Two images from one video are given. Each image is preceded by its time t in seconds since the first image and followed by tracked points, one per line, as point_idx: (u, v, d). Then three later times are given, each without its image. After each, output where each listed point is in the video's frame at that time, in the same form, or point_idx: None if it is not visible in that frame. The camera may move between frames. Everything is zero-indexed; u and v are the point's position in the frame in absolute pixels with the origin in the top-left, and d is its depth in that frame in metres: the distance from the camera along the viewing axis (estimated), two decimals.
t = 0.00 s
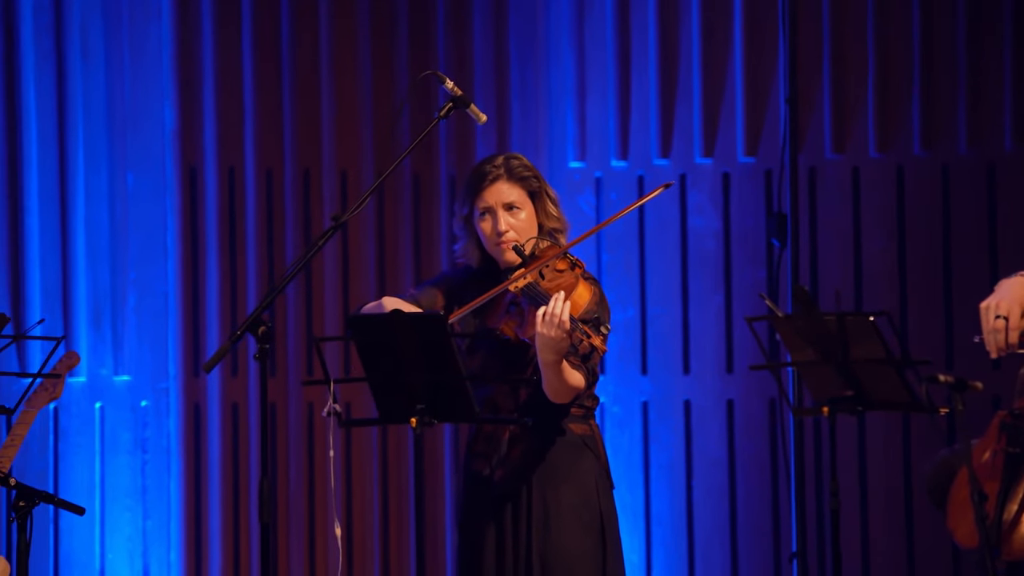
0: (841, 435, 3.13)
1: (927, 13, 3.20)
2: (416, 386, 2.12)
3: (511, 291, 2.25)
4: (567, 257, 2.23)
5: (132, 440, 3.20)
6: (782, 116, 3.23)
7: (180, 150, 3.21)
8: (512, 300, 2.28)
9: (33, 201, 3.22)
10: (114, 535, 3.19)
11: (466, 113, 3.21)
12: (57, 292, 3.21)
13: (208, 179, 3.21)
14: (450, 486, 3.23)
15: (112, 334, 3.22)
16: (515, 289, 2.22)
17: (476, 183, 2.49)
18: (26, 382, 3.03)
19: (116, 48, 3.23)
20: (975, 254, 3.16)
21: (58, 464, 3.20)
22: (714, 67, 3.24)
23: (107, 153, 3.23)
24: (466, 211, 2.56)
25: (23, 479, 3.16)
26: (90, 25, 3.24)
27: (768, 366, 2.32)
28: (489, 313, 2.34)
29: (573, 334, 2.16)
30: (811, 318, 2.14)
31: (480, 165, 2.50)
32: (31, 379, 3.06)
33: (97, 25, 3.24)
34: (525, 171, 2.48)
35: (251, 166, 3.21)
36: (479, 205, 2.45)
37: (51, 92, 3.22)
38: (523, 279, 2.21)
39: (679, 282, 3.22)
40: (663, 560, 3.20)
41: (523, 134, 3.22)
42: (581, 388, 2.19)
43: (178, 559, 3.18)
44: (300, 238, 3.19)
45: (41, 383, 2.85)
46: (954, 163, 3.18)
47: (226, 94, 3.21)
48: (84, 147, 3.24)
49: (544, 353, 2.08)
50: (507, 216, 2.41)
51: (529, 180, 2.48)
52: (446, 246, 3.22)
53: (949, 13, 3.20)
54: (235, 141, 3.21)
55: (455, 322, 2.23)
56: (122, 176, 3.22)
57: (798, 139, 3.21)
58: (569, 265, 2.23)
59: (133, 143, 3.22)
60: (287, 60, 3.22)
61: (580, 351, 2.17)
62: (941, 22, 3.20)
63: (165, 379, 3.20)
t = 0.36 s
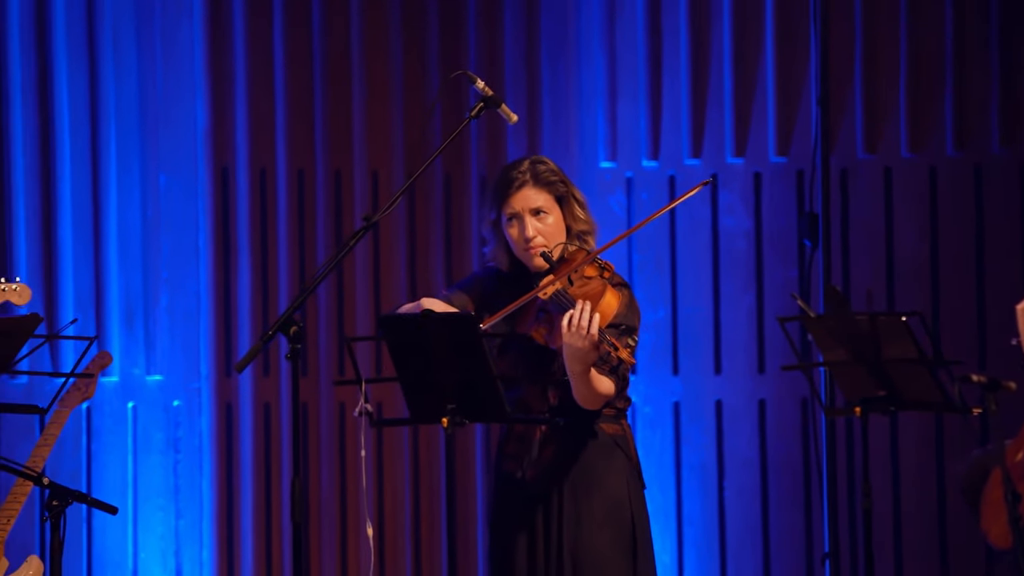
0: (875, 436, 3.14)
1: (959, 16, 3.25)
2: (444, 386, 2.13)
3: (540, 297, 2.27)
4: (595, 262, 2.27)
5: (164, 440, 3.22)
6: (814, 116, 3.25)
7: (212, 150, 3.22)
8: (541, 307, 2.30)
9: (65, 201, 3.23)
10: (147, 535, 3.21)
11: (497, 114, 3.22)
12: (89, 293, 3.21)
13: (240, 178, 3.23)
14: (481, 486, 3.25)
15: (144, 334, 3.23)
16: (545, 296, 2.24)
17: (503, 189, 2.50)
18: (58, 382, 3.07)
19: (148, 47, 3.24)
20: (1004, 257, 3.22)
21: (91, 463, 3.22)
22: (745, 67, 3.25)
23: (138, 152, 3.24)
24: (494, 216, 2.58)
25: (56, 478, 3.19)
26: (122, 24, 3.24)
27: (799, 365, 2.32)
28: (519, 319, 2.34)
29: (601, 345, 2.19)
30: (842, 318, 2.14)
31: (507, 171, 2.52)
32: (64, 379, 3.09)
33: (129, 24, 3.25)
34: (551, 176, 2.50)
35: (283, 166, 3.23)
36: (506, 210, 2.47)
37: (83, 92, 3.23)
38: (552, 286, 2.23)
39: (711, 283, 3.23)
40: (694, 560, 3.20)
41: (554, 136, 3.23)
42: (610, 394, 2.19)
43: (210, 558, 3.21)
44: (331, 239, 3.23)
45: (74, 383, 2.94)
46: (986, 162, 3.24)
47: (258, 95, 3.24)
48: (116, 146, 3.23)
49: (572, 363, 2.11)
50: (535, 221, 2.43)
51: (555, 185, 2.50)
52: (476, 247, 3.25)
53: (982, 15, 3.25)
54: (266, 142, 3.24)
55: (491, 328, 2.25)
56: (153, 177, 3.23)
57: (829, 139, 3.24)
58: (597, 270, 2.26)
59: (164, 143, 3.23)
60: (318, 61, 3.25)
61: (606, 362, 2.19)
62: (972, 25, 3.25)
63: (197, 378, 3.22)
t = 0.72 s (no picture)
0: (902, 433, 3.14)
1: (988, 16, 3.25)
2: (472, 386, 2.15)
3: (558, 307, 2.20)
4: (614, 270, 2.27)
5: (192, 440, 3.26)
6: (842, 118, 3.26)
7: (240, 150, 3.26)
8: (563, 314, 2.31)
9: (94, 201, 3.27)
10: (175, 535, 3.25)
11: (524, 114, 3.23)
12: (117, 292, 3.26)
13: (267, 179, 3.25)
14: (507, 484, 3.27)
15: (172, 333, 3.27)
16: (563, 306, 2.17)
17: (520, 201, 2.52)
18: (86, 382, 3.11)
19: (177, 50, 3.27)
20: None
21: (119, 462, 3.26)
22: (774, 67, 3.25)
23: (166, 154, 3.27)
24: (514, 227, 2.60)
25: (85, 477, 3.23)
26: (150, 26, 3.28)
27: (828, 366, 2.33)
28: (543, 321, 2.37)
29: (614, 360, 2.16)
30: (872, 318, 2.15)
31: (523, 183, 2.53)
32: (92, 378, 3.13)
33: (158, 26, 3.28)
34: (567, 185, 2.50)
35: (310, 167, 3.26)
36: (525, 222, 2.49)
37: (112, 93, 3.27)
38: (571, 297, 2.16)
39: (738, 283, 3.23)
40: (722, 559, 3.20)
41: (581, 139, 3.24)
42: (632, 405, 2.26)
43: (238, 558, 3.25)
44: (358, 240, 3.27)
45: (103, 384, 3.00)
46: (1016, 163, 3.25)
47: (286, 96, 3.26)
48: (144, 148, 3.27)
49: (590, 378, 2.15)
50: (553, 231, 2.44)
51: (572, 193, 2.50)
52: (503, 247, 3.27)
53: (1012, 16, 3.25)
54: (294, 142, 3.26)
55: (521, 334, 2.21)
56: (181, 178, 3.27)
57: (857, 139, 3.25)
58: (617, 278, 2.27)
59: (192, 144, 3.26)
60: (346, 63, 3.27)
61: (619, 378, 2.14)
62: (1001, 26, 3.25)
63: (225, 377, 3.26)
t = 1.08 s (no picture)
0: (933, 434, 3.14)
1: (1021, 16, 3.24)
2: (503, 386, 2.13)
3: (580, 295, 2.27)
4: (637, 260, 2.26)
5: (224, 439, 3.16)
6: (874, 116, 3.24)
7: (272, 150, 3.18)
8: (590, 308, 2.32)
9: (126, 199, 3.17)
10: (207, 535, 3.14)
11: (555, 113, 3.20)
12: (149, 287, 3.16)
13: (298, 179, 3.18)
14: (539, 484, 3.25)
15: (204, 334, 3.17)
16: (582, 294, 2.26)
17: (549, 187, 2.49)
18: (119, 382, 3.05)
19: (209, 48, 3.20)
20: None
21: (152, 460, 3.16)
22: (806, 67, 3.24)
23: (198, 153, 3.19)
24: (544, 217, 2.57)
25: (117, 477, 3.13)
26: (181, 24, 3.20)
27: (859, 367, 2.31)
28: (568, 317, 2.35)
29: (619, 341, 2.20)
30: (904, 319, 2.12)
31: (554, 169, 2.50)
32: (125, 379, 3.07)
33: (189, 24, 3.21)
34: (597, 173, 2.47)
35: (341, 165, 3.19)
36: (553, 209, 2.46)
37: (144, 88, 3.19)
38: (587, 285, 2.25)
39: (769, 284, 3.23)
40: (754, 558, 3.21)
41: (613, 138, 3.21)
42: (644, 392, 2.18)
43: (270, 559, 3.14)
44: (390, 239, 3.18)
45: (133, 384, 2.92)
46: None
47: (317, 94, 3.19)
48: (177, 144, 3.19)
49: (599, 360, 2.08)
50: (581, 218, 2.42)
51: (601, 181, 2.47)
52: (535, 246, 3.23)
53: None
54: (325, 140, 3.19)
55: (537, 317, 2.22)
56: (213, 177, 3.18)
57: (890, 138, 3.24)
58: (639, 269, 2.25)
59: (225, 142, 3.18)
60: (377, 59, 3.21)
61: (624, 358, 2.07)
62: None
63: (257, 378, 3.17)
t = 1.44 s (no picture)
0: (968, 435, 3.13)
1: None
2: (536, 387, 2.13)
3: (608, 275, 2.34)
4: (666, 247, 2.27)
5: (255, 439, 3.15)
6: (906, 114, 3.26)
7: (303, 150, 3.17)
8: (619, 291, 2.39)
9: (158, 200, 3.17)
10: (240, 534, 3.14)
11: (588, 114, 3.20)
12: (181, 287, 3.16)
13: (331, 179, 3.18)
14: (571, 483, 3.25)
15: (235, 334, 3.17)
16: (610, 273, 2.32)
17: (588, 172, 2.53)
18: (152, 382, 3.08)
19: (241, 48, 3.19)
20: None
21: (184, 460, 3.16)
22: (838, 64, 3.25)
23: (231, 153, 3.18)
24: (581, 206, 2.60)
25: (150, 476, 3.13)
26: (215, 24, 3.19)
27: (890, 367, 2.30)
28: (597, 301, 2.44)
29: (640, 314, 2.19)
30: (936, 320, 2.13)
31: (594, 156, 2.55)
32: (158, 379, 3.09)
33: (222, 25, 3.20)
34: (637, 162, 2.50)
35: (372, 167, 3.18)
36: (589, 193, 2.50)
37: (176, 86, 3.17)
38: (615, 264, 2.31)
39: (802, 283, 3.22)
40: (786, 558, 3.20)
41: (644, 135, 3.21)
42: (662, 372, 2.17)
43: (302, 557, 3.15)
44: (422, 239, 3.19)
45: (166, 383, 2.94)
46: None
47: (349, 94, 3.19)
48: (208, 145, 3.18)
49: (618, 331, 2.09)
50: (615, 203, 2.44)
51: (640, 171, 2.50)
52: (568, 245, 3.23)
53: None
54: (355, 140, 3.19)
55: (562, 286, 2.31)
56: (245, 178, 3.18)
57: (923, 135, 3.25)
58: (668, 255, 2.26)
59: (257, 143, 3.18)
60: (409, 58, 3.21)
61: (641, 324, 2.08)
62: None
63: (288, 378, 3.16)
